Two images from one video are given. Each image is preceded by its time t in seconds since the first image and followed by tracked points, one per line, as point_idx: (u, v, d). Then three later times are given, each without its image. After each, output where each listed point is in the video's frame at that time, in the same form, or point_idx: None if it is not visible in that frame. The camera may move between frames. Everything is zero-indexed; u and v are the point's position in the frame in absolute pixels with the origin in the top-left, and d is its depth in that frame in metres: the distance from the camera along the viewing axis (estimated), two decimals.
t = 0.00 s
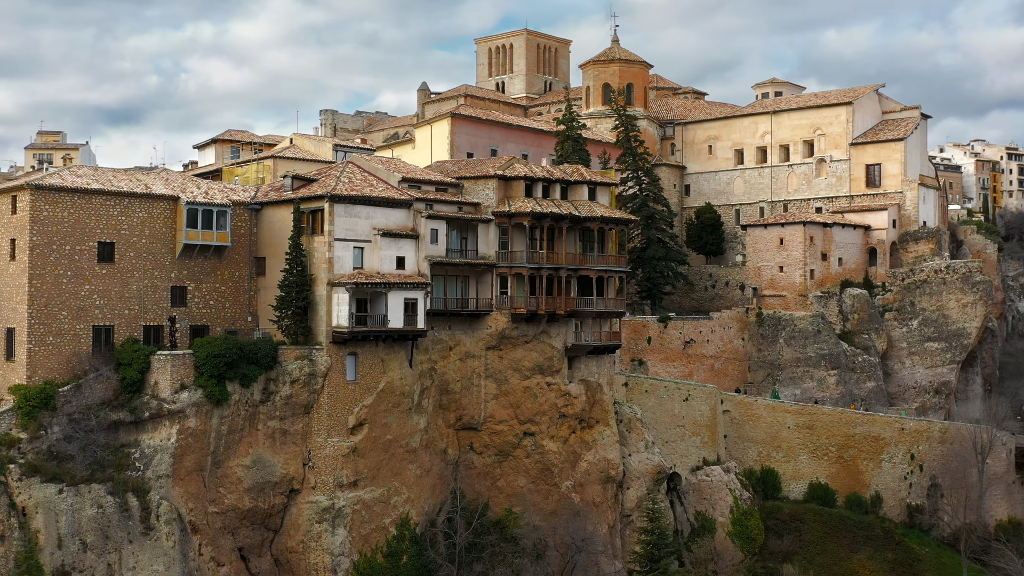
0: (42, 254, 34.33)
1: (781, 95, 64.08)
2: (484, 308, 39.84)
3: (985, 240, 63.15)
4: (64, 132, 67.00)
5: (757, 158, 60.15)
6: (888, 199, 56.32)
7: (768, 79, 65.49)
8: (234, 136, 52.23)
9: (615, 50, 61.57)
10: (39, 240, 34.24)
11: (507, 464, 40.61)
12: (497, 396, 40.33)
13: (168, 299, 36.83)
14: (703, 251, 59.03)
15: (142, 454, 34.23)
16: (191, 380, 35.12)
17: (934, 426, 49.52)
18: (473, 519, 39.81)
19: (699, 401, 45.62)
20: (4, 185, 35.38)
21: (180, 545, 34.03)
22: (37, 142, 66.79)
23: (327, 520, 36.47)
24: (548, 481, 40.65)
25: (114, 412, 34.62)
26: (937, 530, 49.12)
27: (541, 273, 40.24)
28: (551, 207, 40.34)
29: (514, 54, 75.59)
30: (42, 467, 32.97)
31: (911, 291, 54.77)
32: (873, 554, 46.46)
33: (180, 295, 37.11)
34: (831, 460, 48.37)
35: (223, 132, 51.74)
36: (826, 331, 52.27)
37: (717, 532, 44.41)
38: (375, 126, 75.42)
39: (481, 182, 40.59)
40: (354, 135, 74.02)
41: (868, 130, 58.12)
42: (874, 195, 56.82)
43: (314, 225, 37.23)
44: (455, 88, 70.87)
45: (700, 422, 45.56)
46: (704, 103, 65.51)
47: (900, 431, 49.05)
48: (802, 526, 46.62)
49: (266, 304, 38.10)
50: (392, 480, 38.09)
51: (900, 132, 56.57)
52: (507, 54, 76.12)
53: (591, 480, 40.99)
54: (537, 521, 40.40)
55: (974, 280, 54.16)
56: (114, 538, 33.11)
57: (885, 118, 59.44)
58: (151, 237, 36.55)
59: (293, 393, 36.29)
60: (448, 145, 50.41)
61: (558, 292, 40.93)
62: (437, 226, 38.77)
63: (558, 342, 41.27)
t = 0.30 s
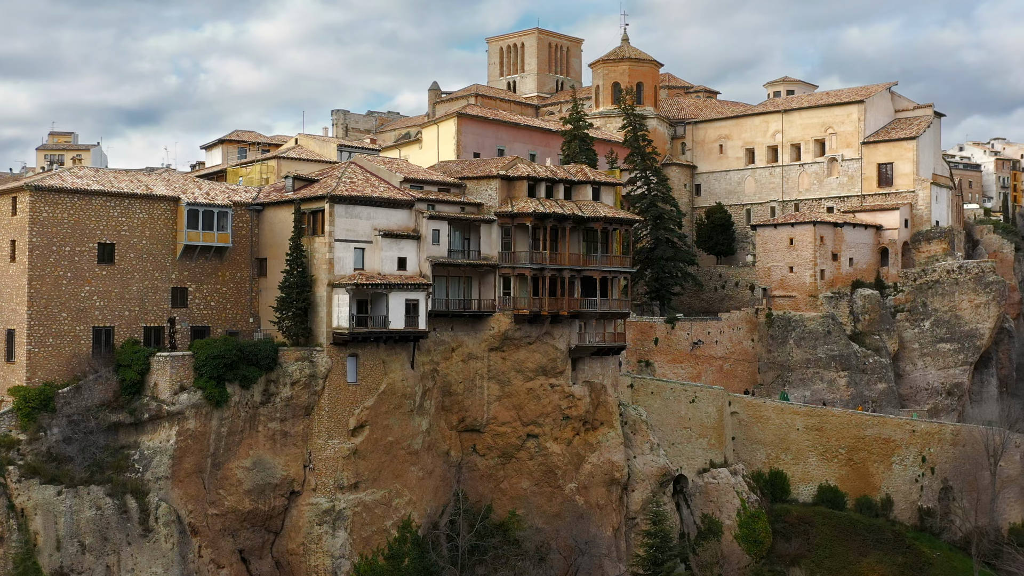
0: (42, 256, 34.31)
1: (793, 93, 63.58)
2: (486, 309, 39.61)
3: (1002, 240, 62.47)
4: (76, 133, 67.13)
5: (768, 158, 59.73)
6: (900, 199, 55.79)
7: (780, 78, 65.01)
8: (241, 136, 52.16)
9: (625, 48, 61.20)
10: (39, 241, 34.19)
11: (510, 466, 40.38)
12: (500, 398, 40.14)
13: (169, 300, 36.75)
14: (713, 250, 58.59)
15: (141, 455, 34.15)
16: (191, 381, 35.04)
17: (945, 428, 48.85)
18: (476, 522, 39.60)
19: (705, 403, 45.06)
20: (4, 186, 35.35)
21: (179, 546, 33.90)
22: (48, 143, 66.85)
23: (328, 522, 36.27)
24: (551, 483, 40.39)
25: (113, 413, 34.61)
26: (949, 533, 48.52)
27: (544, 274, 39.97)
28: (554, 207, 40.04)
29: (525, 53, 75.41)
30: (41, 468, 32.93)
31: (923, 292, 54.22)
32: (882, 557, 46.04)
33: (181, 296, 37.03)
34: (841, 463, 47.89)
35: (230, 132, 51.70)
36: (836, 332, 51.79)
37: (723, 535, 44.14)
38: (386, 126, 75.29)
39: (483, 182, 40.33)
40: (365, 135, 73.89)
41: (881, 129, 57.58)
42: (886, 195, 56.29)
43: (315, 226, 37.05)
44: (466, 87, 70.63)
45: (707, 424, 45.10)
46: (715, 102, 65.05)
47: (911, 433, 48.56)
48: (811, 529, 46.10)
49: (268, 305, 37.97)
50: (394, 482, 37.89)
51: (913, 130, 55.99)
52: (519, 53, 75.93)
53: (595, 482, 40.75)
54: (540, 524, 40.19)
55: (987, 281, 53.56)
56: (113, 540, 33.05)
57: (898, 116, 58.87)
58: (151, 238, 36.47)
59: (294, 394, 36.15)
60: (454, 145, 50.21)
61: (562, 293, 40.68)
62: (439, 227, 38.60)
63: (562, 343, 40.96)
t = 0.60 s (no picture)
0: (42, 257, 34.28)
1: (806, 92, 63.07)
2: (489, 310, 39.38)
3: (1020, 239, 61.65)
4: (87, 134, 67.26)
5: (779, 157, 59.32)
6: (912, 198, 55.20)
7: (792, 76, 64.51)
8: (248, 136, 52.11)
9: (635, 47, 60.84)
10: (38, 243, 34.17)
11: (514, 468, 40.08)
12: (503, 400, 39.86)
13: (170, 301, 36.64)
14: (723, 250, 58.48)
15: (141, 457, 34.10)
16: (191, 383, 34.94)
17: (957, 430, 48.32)
18: (479, 524, 39.38)
19: (712, 405, 44.58)
20: (5, 187, 35.31)
21: (178, 548, 33.81)
22: (59, 144, 66.94)
23: (328, 525, 36.12)
24: (555, 485, 40.07)
25: (113, 415, 34.54)
26: (960, 536, 47.88)
27: (548, 274, 39.69)
28: (557, 207, 39.76)
29: (537, 53, 75.20)
30: (40, 470, 32.90)
31: (936, 292, 53.56)
32: (893, 561, 45.56)
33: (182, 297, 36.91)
34: (851, 465, 47.39)
35: (237, 132, 51.66)
36: (847, 333, 51.23)
37: (730, 538, 43.77)
38: (398, 126, 75.17)
39: (487, 182, 40.09)
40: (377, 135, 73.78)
41: (893, 127, 56.99)
42: (897, 194, 55.76)
43: (316, 227, 36.90)
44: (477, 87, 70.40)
45: (714, 426, 44.64)
46: (727, 101, 64.59)
47: (922, 435, 47.96)
48: (819, 532, 45.63)
49: (270, 306, 37.84)
50: (395, 484, 37.69)
51: (925, 129, 55.39)
52: (530, 53, 75.73)
53: (599, 484, 40.33)
54: (543, 527, 39.91)
55: (1000, 281, 52.89)
56: (112, 542, 33.00)
57: (911, 114, 58.27)
58: (152, 239, 36.38)
59: (294, 396, 35.97)
60: (461, 145, 49.97)
61: (565, 293, 40.36)
62: (440, 227, 38.30)
63: (566, 344, 40.68)
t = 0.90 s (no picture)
0: (42, 259, 34.25)
1: (818, 91, 62.59)
2: (492, 311, 39.14)
3: None
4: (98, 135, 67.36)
5: (790, 157, 58.90)
6: (924, 198, 54.61)
7: (804, 75, 64.03)
8: (255, 137, 52.09)
9: (645, 46, 60.52)
10: (39, 244, 34.14)
11: (518, 470, 39.80)
12: (507, 401, 39.53)
13: (171, 303, 36.57)
14: (734, 250, 58.05)
15: (141, 458, 34.04)
16: (191, 384, 34.83)
17: (969, 432, 47.74)
18: (482, 526, 39.18)
19: (719, 406, 44.18)
20: (6, 189, 35.30)
21: (178, 550, 33.70)
22: (71, 145, 67.07)
23: (329, 527, 35.95)
24: (559, 487, 39.77)
25: (113, 416, 34.46)
26: (971, 539, 47.26)
27: (551, 275, 39.44)
28: (561, 207, 39.48)
29: (549, 52, 75.04)
30: (40, 471, 32.86)
31: (948, 292, 52.99)
32: (903, 564, 45.01)
33: (184, 298, 36.86)
34: (861, 467, 46.85)
35: (245, 133, 51.63)
36: (858, 334, 50.67)
37: (738, 541, 43.36)
38: (409, 126, 75.07)
39: (490, 182, 39.82)
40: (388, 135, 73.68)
41: (905, 126, 56.41)
42: (909, 193, 55.19)
43: (318, 228, 36.77)
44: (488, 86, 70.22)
45: (721, 428, 44.24)
46: (739, 99, 64.14)
47: (934, 437, 47.34)
48: (829, 535, 45.21)
49: (272, 307, 37.76)
50: (397, 486, 37.50)
51: (938, 128, 54.84)
52: (542, 52, 75.59)
53: (604, 486, 40.11)
54: (547, 529, 39.67)
55: (1014, 281, 52.06)
56: (111, 544, 32.91)
57: (924, 113, 57.67)
58: (153, 240, 36.31)
59: (295, 397, 35.82)
60: (468, 145, 49.78)
61: (569, 294, 40.08)
62: (443, 228, 38.11)
63: (570, 346, 40.42)
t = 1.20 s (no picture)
0: (43, 260, 34.22)
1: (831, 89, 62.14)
2: (495, 311, 38.95)
3: None
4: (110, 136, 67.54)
5: (802, 155, 58.42)
6: (937, 197, 53.99)
7: (817, 73, 63.54)
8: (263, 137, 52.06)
9: (655, 45, 60.22)
10: (40, 246, 34.13)
11: (522, 471, 39.56)
12: (510, 403, 39.34)
13: (173, 304, 36.50)
14: (745, 250, 57.89)
15: (141, 460, 34.00)
16: (191, 386, 34.73)
17: (982, 434, 46.87)
18: (486, 528, 38.97)
19: (727, 408, 43.82)
20: (8, 190, 35.32)
21: (177, 552, 33.61)
22: (83, 146, 67.18)
23: (331, 529, 35.80)
24: (564, 489, 39.51)
25: (114, 417, 34.41)
26: (983, 543, 46.63)
27: (555, 276, 39.12)
28: (565, 207, 39.20)
29: (561, 51, 74.84)
30: (40, 472, 32.86)
31: (962, 293, 52.34)
32: (913, 568, 44.54)
33: (186, 299, 36.78)
34: (871, 470, 46.36)
35: (253, 133, 51.62)
36: (869, 335, 50.10)
37: (745, 544, 43.01)
38: (421, 126, 74.96)
39: (493, 182, 39.56)
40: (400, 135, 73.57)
41: (919, 124, 55.85)
42: (922, 193, 54.59)
43: (319, 228, 36.61)
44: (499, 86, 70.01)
45: (729, 430, 43.87)
46: (751, 98, 63.70)
47: (946, 439, 46.66)
48: (838, 538, 44.85)
49: (274, 308, 37.61)
50: (400, 488, 37.30)
51: (951, 126, 54.25)
52: (554, 51, 75.39)
53: (608, 489, 39.78)
54: (551, 532, 39.42)
55: None
56: (111, 545, 32.85)
57: (938, 111, 57.10)
58: (155, 241, 36.25)
59: (297, 399, 35.69)
60: (475, 145, 49.59)
61: (573, 295, 39.81)
62: (445, 228, 37.80)
63: (574, 347, 40.13)
